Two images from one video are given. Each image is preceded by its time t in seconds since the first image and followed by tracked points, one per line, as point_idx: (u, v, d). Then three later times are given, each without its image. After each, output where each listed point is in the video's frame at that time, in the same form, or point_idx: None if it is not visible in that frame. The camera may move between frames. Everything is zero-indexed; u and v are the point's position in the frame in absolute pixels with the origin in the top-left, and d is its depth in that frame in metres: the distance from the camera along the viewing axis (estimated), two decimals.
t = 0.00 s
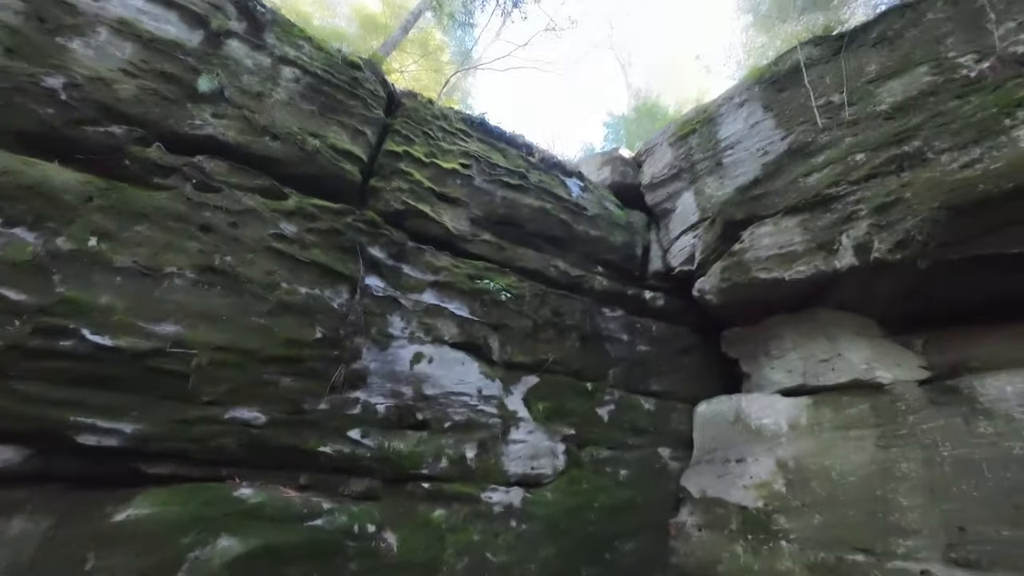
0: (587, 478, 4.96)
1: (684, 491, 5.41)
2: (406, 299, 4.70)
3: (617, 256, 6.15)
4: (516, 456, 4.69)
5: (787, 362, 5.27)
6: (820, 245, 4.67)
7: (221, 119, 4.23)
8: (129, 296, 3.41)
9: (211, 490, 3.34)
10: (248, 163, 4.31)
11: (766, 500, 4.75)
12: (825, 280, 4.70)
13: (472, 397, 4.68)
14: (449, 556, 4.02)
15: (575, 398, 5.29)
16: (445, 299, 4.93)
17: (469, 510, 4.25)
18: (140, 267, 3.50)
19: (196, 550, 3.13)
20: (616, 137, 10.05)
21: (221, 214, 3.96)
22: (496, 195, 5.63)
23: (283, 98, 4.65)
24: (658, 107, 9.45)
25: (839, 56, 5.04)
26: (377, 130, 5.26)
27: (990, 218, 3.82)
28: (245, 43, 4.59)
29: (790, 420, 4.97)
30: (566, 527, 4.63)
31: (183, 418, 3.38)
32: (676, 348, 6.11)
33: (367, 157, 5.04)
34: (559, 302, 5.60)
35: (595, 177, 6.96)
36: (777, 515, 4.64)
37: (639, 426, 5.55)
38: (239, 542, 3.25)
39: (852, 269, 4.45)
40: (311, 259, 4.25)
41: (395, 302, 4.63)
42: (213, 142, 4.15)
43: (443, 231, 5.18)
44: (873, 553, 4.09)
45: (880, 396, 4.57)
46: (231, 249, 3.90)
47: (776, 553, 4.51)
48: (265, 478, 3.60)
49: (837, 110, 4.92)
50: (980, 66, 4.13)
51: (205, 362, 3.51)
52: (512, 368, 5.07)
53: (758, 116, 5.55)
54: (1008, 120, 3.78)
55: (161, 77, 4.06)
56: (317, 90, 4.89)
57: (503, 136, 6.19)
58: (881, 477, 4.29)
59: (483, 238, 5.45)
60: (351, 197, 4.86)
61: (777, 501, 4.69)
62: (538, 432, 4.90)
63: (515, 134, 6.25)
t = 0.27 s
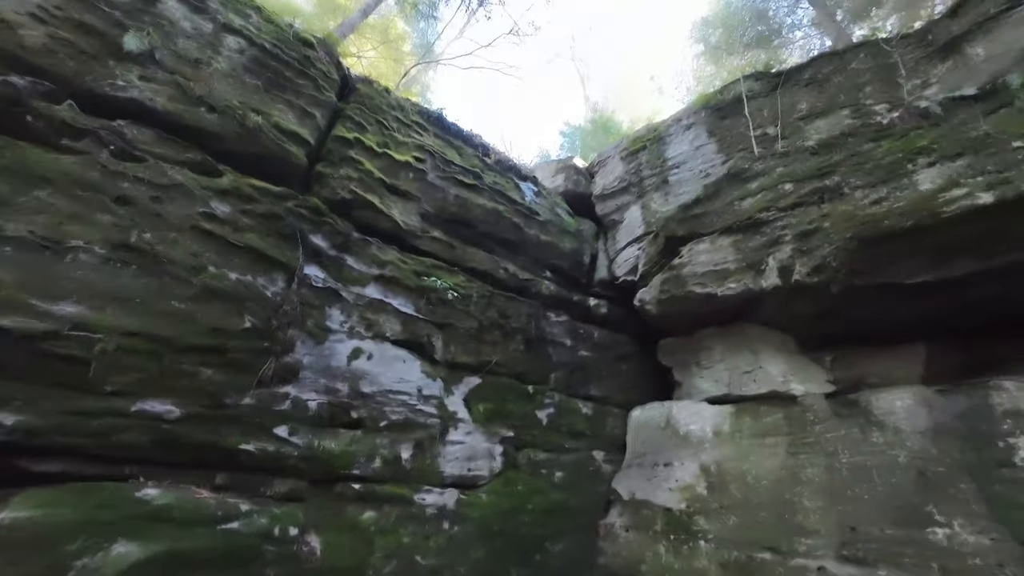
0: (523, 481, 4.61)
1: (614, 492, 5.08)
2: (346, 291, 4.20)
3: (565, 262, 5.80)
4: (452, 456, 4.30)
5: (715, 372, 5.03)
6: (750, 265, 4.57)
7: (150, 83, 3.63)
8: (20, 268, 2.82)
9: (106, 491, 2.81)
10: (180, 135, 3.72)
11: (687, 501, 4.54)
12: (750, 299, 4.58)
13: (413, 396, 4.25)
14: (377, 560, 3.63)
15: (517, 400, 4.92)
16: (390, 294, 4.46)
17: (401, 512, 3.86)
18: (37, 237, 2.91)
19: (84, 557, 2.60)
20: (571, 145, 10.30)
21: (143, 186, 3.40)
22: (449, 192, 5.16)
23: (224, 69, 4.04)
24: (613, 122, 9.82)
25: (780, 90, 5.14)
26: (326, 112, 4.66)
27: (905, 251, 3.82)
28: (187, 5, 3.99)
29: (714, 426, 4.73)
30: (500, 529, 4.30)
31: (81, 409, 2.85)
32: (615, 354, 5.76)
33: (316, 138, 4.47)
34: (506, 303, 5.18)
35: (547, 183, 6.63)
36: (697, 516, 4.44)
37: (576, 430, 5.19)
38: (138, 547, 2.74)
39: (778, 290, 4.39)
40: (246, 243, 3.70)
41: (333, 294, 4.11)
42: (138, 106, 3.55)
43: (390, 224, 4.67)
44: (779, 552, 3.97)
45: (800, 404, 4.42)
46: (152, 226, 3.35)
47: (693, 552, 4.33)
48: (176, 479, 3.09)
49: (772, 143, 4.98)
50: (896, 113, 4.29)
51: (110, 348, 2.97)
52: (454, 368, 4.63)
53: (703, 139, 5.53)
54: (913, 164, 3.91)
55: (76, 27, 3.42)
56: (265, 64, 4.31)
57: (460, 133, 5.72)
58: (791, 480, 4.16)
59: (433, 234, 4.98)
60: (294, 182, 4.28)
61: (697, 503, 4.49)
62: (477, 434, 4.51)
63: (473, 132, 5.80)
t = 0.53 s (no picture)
0: (463, 478, 4.52)
1: (554, 491, 4.98)
2: (288, 279, 4.01)
3: (519, 263, 5.83)
4: (393, 453, 4.19)
5: (653, 376, 5.09)
6: (692, 275, 4.80)
7: (75, 34, 3.32)
8: None
9: None
10: (107, 95, 3.44)
11: (621, 499, 4.53)
12: (687, 309, 4.82)
13: (354, 390, 4.12)
14: (306, 558, 3.45)
15: (463, 398, 4.83)
16: (336, 284, 4.28)
17: (334, 509, 3.71)
18: None
19: None
20: (531, 148, 10.48)
21: (56, 147, 3.10)
22: (405, 184, 5.03)
23: (164, 31, 3.74)
24: (573, 130, 10.09)
25: (727, 113, 5.43)
26: (277, 90, 4.40)
27: (826, 273, 4.15)
28: None
29: (650, 429, 4.75)
30: (436, 526, 4.19)
31: None
32: (561, 356, 5.75)
33: (264, 115, 4.21)
34: (457, 301, 5.14)
35: (506, 183, 6.75)
36: (630, 514, 4.41)
37: (521, 428, 5.11)
38: (29, 550, 2.51)
39: (714, 302, 4.63)
40: (177, 220, 3.48)
41: (275, 281, 3.92)
42: (58, 57, 3.23)
43: (340, 211, 4.46)
44: (705, 547, 3.97)
45: (727, 408, 4.52)
46: (65, 193, 3.06)
47: (625, 548, 4.28)
48: (79, 474, 2.85)
49: (717, 162, 5.25)
50: (825, 146, 4.69)
51: (5, 326, 2.69)
52: (399, 364, 4.53)
53: (655, 154, 5.76)
54: (835, 194, 4.29)
55: None
56: (212, 31, 4.03)
57: (420, 124, 5.59)
58: (716, 480, 4.20)
59: (385, 225, 4.83)
60: (237, 160, 4.03)
61: (631, 500, 4.47)
62: (419, 430, 4.41)
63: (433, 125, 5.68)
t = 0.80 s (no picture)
0: (411, 473, 4.46)
1: (501, 486, 4.98)
2: (234, 261, 3.76)
3: (478, 260, 5.61)
4: (337, 446, 4.07)
5: (602, 376, 5.17)
6: (644, 280, 4.98)
7: None
8: None
9: None
10: (31, 48, 3.03)
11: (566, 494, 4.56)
12: (636, 313, 4.99)
13: (299, 380, 3.95)
14: (238, 554, 3.36)
15: (414, 392, 4.74)
16: (286, 269, 4.06)
17: (274, 503, 3.61)
18: None
19: None
20: (496, 147, 10.59)
21: None
22: (366, 171, 4.65)
23: None
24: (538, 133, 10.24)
25: (685, 128, 5.68)
26: (230, 57, 3.90)
27: (763, 284, 4.44)
28: None
29: (598, 427, 4.81)
30: (377, 520, 4.13)
31: None
32: (515, 354, 5.70)
33: (216, 87, 3.78)
34: (413, 294, 4.96)
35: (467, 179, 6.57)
36: (575, 508, 4.46)
37: (472, 424, 5.07)
38: None
39: (663, 306, 4.83)
40: (109, 191, 3.20)
41: (219, 264, 3.67)
42: None
43: (293, 194, 4.15)
44: (642, 542, 4.07)
45: (670, 409, 4.65)
46: None
47: (567, 542, 4.34)
48: None
49: (674, 174, 5.48)
50: (772, 164, 5.01)
51: None
52: (350, 355, 4.36)
53: (616, 160, 5.91)
54: (776, 212, 4.59)
55: None
56: None
57: (383, 112, 5.15)
58: (656, 477, 4.32)
59: (343, 212, 4.53)
60: (182, 132, 3.66)
61: (577, 497, 4.51)
62: (367, 423, 4.30)
63: (395, 113, 5.25)
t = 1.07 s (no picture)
0: (366, 468, 4.34)
1: (458, 482, 4.90)
2: (183, 243, 3.59)
3: (444, 255, 5.51)
4: (290, 440, 3.93)
5: (563, 374, 5.16)
6: (607, 282, 5.07)
7: None
8: None
9: None
10: None
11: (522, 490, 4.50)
12: (596, 315, 5.09)
13: (250, 369, 3.80)
14: (175, 550, 3.19)
15: (372, 385, 4.62)
16: (239, 255, 3.89)
17: (218, 497, 3.46)
18: None
19: None
20: (470, 143, 10.66)
21: None
22: (330, 157, 4.47)
23: None
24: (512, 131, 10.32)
25: (652, 135, 5.86)
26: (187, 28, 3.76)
27: (717, 291, 4.63)
28: None
29: (556, 425, 4.73)
30: (327, 515, 3.99)
31: None
32: (477, 351, 5.67)
33: (169, 58, 3.62)
34: (376, 286, 4.86)
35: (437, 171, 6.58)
36: (530, 504, 4.40)
37: (431, 420, 4.98)
38: None
39: (624, 308, 4.95)
40: (45, 160, 3.01)
41: (167, 244, 3.50)
42: None
43: (252, 176, 4.00)
44: (593, 537, 4.05)
45: (628, 408, 4.64)
46: None
47: (522, 537, 4.28)
48: None
49: (640, 180, 5.62)
50: (733, 177, 5.27)
51: None
52: (307, 347, 4.23)
53: (586, 163, 5.99)
54: (733, 222, 4.80)
55: None
56: None
57: (352, 97, 4.95)
58: (611, 474, 4.30)
59: (304, 198, 4.38)
60: (131, 105, 3.49)
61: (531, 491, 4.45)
62: (321, 417, 4.17)
63: (366, 99, 5.08)
